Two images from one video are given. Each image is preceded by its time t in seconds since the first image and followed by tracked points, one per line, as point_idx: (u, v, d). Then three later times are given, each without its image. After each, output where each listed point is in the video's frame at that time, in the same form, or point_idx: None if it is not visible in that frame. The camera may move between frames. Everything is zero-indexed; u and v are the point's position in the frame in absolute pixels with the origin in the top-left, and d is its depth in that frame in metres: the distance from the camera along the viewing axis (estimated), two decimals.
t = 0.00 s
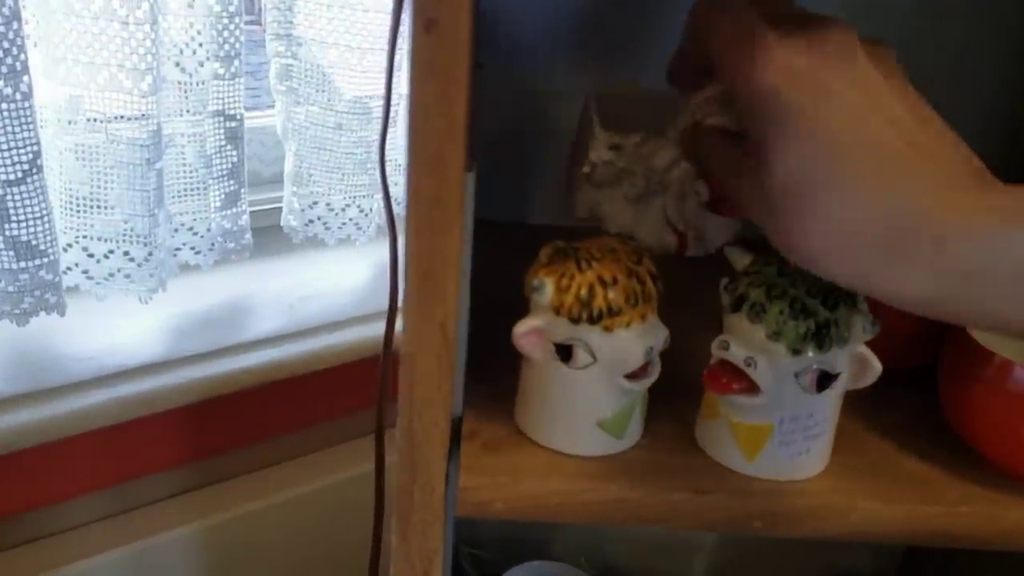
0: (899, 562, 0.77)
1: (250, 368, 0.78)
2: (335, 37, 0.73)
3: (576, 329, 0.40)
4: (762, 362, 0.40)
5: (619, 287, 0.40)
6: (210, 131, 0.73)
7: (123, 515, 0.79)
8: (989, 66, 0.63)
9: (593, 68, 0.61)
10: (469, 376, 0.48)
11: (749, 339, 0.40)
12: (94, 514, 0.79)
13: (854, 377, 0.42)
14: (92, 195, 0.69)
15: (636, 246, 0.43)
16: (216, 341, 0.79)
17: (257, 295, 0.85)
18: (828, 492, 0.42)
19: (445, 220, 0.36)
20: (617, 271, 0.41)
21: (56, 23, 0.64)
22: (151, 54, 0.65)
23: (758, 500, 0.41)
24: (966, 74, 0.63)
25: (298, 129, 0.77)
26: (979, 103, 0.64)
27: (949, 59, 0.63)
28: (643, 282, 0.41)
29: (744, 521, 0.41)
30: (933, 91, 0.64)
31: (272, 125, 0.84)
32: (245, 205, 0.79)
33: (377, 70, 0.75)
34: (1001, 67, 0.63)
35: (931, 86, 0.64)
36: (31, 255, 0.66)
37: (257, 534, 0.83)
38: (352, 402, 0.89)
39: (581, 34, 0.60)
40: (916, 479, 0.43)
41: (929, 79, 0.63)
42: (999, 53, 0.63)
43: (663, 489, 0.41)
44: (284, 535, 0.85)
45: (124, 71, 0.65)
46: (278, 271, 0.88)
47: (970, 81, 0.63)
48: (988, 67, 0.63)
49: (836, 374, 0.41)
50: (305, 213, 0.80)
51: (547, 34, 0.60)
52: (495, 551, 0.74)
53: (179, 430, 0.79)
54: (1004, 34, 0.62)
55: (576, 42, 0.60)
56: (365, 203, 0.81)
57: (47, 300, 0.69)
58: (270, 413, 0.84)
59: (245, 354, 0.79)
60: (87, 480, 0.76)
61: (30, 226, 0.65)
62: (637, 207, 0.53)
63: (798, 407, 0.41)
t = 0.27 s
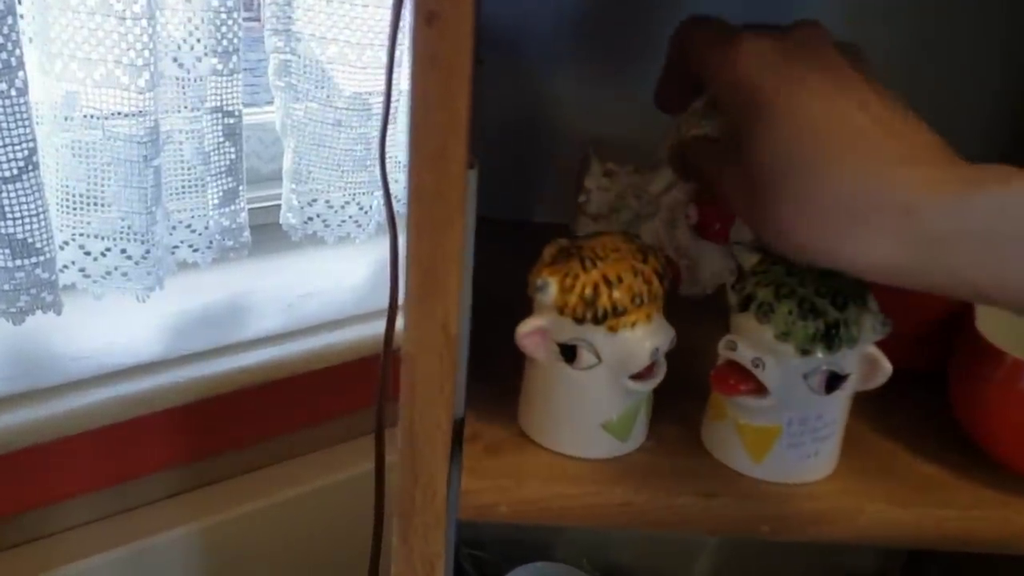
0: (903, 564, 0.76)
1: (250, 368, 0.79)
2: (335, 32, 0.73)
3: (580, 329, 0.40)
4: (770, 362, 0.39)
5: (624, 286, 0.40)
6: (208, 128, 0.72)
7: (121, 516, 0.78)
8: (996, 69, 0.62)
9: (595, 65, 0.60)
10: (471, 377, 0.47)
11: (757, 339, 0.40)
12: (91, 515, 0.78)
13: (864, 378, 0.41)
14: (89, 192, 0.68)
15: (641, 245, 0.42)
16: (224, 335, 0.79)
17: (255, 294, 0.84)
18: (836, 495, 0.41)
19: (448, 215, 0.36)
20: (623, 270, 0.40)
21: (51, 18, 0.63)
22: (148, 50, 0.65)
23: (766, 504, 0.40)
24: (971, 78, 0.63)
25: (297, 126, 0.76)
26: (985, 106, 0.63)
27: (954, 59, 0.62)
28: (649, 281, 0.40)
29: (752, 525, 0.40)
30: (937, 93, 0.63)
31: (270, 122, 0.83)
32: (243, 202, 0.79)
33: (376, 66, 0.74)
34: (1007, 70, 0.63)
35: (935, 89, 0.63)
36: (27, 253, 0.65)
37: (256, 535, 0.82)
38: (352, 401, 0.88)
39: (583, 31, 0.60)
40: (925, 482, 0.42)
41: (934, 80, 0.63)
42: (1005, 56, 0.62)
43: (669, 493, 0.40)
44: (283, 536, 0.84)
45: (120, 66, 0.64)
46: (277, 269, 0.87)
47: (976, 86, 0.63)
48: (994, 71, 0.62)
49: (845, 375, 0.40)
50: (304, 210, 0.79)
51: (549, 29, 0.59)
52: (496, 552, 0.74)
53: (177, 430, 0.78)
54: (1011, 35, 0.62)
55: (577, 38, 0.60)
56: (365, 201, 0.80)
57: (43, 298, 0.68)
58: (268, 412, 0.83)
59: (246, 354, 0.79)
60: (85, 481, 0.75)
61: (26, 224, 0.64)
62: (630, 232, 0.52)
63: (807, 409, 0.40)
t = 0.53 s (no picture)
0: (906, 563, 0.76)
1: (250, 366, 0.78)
2: (335, 28, 0.72)
3: (583, 328, 0.39)
4: (775, 361, 0.39)
5: (628, 284, 0.39)
6: (208, 124, 0.72)
7: (120, 514, 0.78)
8: (1001, 68, 0.62)
9: (597, 62, 0.60)
10: (472, 375, 0.47)
11: (761, 338, 0.39)
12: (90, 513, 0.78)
13: (869, 377, 0.41)
14: (88, 189, 0.68)
15: (645, 242, 0.42)
16: (223, 334, 0.78)
17: (256, 291, 0.83)
18: (841, 495, 0.41)
19: (450, 213, 0.35)
20: (627, 268, 0.40)
21: (49, 14, 0.63)
22: (147, 46, 0.64)
23: (770, 504, 0.40)
24: (976, 77, 0.62)
25: (297, 122, 0.75)
26: (989, 106, 0.63)
27: (958, 57, 0.62)
28: (653, 279, 0.40)
29: (756, 525, 0.40)
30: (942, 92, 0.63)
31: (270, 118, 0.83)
32: (243, 199, 0.78)
33: (376, 62, 0.74)
34: (1012, 70, 0.62)
35: (940, 88, 0.62)
36: (25, 250, 0.65)
37: (256, 534, 0.82)
38: (352, 398, 0.88)
39: (584, 28, 0.59)
40: (930, 482, 0.42)
41: (939, 78, 0.62)
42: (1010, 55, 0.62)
43: (673, 493, 0.40)
44: (283, 535, 0.84)
45: (119, 62, 0.64)
46: (278, 266, 0.86)
47: (980, 85, 0.62)
48: (999, 71, 0.62)
49: (851, 374, 0.40)
50: (304, 207, 0.79)
51: (550, 26, 0.59)
52: (496, 551, 0.73)
53: (176, 428, 0.78)
54: (1016, 32, 0.61)
55: (579, 34, 0.59)
56: (366, 198, 0.80)
57: (41, 296, 0.67)
58: (269, 410, 0.83)
59: (245, 351, 0.78)
60: (83, 479, 0.75)
61: (24, 221, 0.64)
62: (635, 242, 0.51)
63: (812, 409, 0.40)
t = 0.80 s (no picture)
0: (906, 558, 0.75)
1: (248, 359, 0.77)
2: (332, 21, 0.72)
3: (581, 320, 0.39)
4: (773, 353, 0.39)
5: (625, 276, 0.39)
6: (205, 117, 0.72)
7: (117, 509, 0.78)
8: (1003, 62, 0.62)
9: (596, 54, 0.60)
10: (469, 368, 0.46)
11: (760, 330, 0.39)
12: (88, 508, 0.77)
13: (868, 369, 0.41)
14: (84, 182, 0.67)
15: (643, 234, 0.42)
16: (218, 329, 0.78)
17: (254, 285, 0.83)
18: (840, 488, 0.41)
19: (444, 204, 0.35)
20: (624, 259, 0.39)
21: (45, 5, 0.62)
22: (144, 38, 0.64)
23: (769, 497, 0.40)
24: (978, 71, 0.62)
25: (294, 116, 0.75)
26: (991, 101, 0.63)
27: (961, 50, 0.61)
28: (650, 270, 0.40)
29: (755, 519, 0.40)
30: (944, 86, 0.62)
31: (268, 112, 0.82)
32: (241, 193, 0.78)
33: (374, 55, 0.73)
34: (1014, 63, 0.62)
35: (941, 82, 0.62)
36: (22, 243, 0.65)
37: (254, 528, 0.82)
38: (351, 392, 0.88)
39: (583, 20, 0.59)
40: (930, 476, 0.42)
41: (940, 71, 0.62)
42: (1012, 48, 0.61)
43: (671, 485, 0.40)
44: (281, 529, 0.83)
45: (116, 54, 0.64)
46: (276, 260, 0.86)
47: (982, 79, 0.62)
48: (1001, 65, 0.62)
49: (850, 366, 0.39)
50: (302, 201, 0.78)
51: (548, 18, 0.59)
52: (492, 545, 0.74)
53: (173, 422, 0.78)
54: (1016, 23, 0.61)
55: (578, 26, 0.59)
56: (364, 191, 0.79)
57: (38, 289, 0.67)
58: (267, 404, 0.83)
59: (241, 345, 0.78)
60: (80, 473, 0.74)
61: (20, 214, 0.64)
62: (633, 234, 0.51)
63: (811, 401, 0.40)
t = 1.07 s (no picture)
0: (907, 554, 0.75)
1: (248, 356, 0.77)
2: (333, 17, 0.72)
3: (580, 314, 0.39)
4: (773, 348, 0.39)
5: (625, 271, 0.39)
6: (205, 113, 0.72)
7: (117, 505, 0.78)
8: (1005, 60, 0.61)
9: (596, 51, 0.60)
10: (469, 363, 0.46)
11: (760, 324, 0.39)
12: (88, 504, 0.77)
13: (868, 364, 0.40)
14: (84, 177, 0.67)
15: (643, 229, 0.42)
16: (217, 325, 0.78)
17: (254, 281, 0.83)
18: (841, 484, 0.40)
19: (442, 199, 0.35)
20: (624, 254, 0.39)
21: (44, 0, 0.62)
22: (144, 34, 0.64)
23: (768, 492, 0.40)
24: (980, 69, 0.62)
25: (294, 112, 0.75)
26: (993, 99, 0.62)
27: (963, 47, 0.61)
28: (650, 265, 0.40)
29: (754, 514, 0.40)
30: (946, 84, 0.62)
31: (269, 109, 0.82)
32: (240, 189, 0.78)
33: (374, 51, 0.73)
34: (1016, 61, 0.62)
35: (943, 79, 0.62)
36: (21, 239, 0.65)
37: (254, 524, 0.82)
38: (350, 389, 0.88)
39: (584, 16, 0.59)
40: (929, 471, 0.42)
41: (943, 69, 0.62)
42: (1015, 46, 0.61)
43: (672, 481, 0.40)
44: (281, 525, 0.83)
45: (115, 50, 0.64)
46: (276, 256, 0.86)
47: (984, 77, 0.62)
48: (1003, 63, 0.61)
49: (849, 361, 0.39)
50: (302, 198, 0.78)
51: (548, 13, 0.59)
52: (493, 541, 0.73)
53: (173, 418, 0.78)
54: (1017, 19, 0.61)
55: (578, 21, 0.59)
56: (364, 187, 0.79)
57: (37, 285, 0.67)
58: (266, 400, 0.83)
59: (240, 342, 0.78)
60: (79, 469, 0.74)
61: (19, 209, 0.64)
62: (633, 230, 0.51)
63: (811, 396, 0.40)
